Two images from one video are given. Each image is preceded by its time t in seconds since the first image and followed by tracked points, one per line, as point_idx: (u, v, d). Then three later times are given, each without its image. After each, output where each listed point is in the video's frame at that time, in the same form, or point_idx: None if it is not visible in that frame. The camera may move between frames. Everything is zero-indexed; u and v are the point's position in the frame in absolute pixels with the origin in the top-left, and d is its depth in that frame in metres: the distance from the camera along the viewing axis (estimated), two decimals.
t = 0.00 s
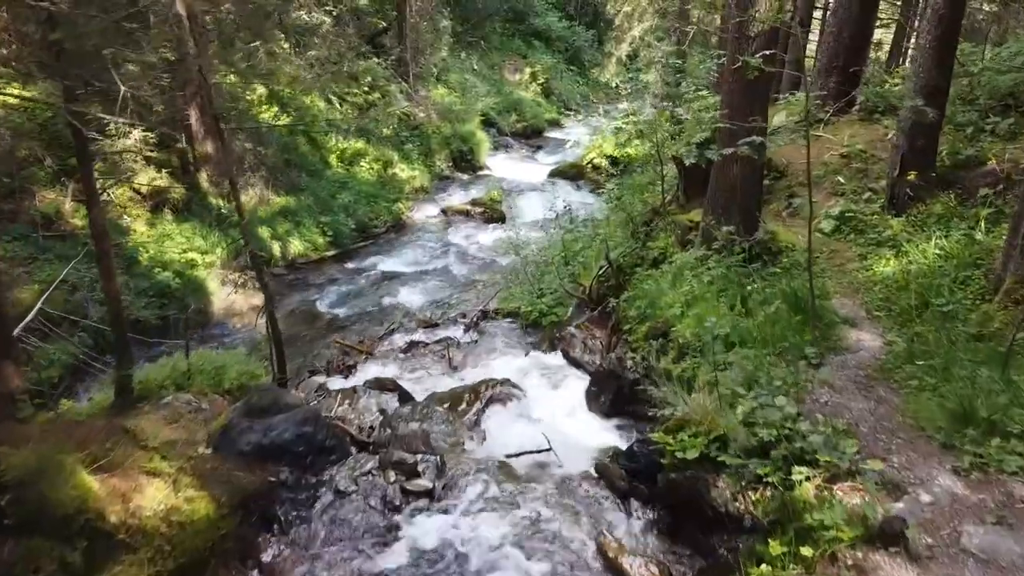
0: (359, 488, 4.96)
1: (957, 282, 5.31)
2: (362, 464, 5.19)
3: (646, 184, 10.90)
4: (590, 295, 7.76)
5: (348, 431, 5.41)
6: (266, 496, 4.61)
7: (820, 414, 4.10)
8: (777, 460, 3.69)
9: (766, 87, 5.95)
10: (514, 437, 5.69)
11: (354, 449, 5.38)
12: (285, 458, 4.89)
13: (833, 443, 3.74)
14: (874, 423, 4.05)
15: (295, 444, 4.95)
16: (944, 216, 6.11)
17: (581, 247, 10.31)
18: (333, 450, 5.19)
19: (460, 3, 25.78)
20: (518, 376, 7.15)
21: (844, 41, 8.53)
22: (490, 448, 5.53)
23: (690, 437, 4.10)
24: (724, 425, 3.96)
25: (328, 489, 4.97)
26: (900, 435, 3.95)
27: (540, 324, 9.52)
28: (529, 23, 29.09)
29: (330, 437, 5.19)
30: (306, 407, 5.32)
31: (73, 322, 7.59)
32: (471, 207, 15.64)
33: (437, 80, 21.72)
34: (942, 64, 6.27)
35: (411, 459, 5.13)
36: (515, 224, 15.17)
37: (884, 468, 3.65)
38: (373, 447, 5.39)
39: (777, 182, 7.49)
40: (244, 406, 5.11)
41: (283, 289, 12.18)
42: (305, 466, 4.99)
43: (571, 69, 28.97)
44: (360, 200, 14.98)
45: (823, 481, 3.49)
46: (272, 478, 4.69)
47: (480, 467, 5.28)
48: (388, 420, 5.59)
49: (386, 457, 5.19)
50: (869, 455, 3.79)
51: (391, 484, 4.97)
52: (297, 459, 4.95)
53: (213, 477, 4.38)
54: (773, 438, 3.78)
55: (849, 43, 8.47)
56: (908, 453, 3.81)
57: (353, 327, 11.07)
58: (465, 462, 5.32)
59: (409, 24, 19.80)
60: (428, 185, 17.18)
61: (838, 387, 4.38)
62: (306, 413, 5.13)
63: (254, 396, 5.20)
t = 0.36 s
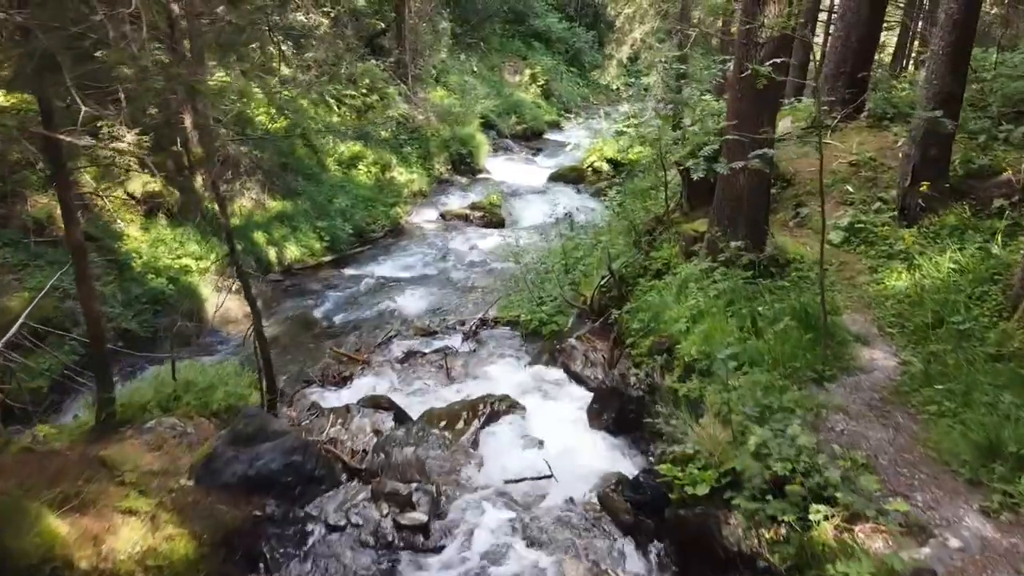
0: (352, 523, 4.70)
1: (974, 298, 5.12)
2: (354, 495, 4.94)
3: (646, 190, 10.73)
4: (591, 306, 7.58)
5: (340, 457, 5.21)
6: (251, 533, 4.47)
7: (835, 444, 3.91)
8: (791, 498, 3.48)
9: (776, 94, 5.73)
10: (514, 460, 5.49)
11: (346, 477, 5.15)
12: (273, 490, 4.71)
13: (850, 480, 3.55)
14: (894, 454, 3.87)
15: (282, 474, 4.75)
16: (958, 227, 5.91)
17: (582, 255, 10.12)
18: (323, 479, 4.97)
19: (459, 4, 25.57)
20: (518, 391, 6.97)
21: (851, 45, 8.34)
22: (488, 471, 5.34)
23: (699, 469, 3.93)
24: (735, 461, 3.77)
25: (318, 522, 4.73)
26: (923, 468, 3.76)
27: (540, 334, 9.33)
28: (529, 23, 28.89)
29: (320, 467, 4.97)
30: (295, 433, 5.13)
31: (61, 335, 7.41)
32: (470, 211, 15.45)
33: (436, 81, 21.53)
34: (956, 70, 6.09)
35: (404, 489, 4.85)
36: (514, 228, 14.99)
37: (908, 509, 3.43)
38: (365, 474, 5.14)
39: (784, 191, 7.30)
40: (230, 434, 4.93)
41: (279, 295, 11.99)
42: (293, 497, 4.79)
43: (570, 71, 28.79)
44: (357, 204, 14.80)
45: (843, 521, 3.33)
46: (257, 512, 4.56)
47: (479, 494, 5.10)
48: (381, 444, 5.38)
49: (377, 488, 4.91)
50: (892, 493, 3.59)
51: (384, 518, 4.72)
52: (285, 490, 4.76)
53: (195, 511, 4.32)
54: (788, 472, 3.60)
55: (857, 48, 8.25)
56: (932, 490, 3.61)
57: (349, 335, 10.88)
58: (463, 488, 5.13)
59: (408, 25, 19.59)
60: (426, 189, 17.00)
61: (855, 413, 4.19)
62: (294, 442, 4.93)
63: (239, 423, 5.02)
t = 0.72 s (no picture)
0: (347, 561, 4.45)
1: (994, 315, 4.93)
2: (350, 529, 4.72)
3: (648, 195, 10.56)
4: (595, 317, 7.41)
5: (336, 485, 5.02)
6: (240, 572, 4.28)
7: (858, 477, 3.71)
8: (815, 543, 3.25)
9: (788, 103, 5.53)
10: (517, 484, 5.31)
11: (342, 509, 4.93)
12: (263, 526, 4.51)
13: (875, 520, 3.36)
14: (921, 489, 3.66)
15: (273, 508, 4.55)
16: (976, 239, 5.72)
17: (584, 262, 9.94)
18: (317, 513, 4.75)
19: (459, 5, 25.39)
20: (520, 406, 6.79)
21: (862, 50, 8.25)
22: (491, 496, 5.16)
23: (716, 506, 3.71)
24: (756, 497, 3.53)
25: (311, 560, 4.48)
26: (953, 507, 3.56)
27: (542, 343, 9.15)
28: (529, 25, 28.71)
29: (313, 498, 4.75)
30: (288, 464, 4.87)
31: (49, 349, 7.19)
32: (470, 215, 15.27)
33: (436, 83, 21.35)
34: (972, 78, 5.94)
35: (403, 525, 4.63)
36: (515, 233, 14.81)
37: (943, 555, 3.20)
38: (362, 505, 4.91)
39: (794, 201, 7.11)
40: (217, 466, 4.73)
41: (276, 302, 11.81)
42: (284, 533, 4.57)
43: (571, 72, 28.63)
44: (356, 208, 14.62)
45: (871, 566, 3.09)
46: (247, 550, 4.36)
47: (481, 521, 4.89)
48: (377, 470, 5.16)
49: (375, 522, 4.70)
50: (923, 535, 3.37)
51: (381, 555, 4.48)
52: (275, 526, 4.54)
53: (179, 549, 4.19)
54: (811, 511, 3.39)
55: (867, 53, 8.16)
56: (965, 532, 3.40)
57: (347, 344, 10.69)
58: (463, 515, 4.91)
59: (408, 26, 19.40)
60: (426, 192, 16.82)
61: (877, 443, 3.99)
62: (285, 473, 4.71)
63: (228, 452, 4.81)
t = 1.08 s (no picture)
0: None
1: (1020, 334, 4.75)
2: (349, 567, 4.46)
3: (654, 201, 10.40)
4: (601, 329, 7.25)
5: (335, 517, 4.81)
6: None
7: (889, 514, 3.52)
8: None
9: (805, 112, 5.32)
10: (524, 509, 5.15)
11: (342, 543, 4.70)
12: (256, 563, 4.27)
13: (913, 566, 3.15)
14: (958, 528, 3.45)
15: (267, 546, 4.29)
16: (997, 253, 5.54)
17: (588, 270, 9.76)
18: (314, 549, 4.48)
19: (460, 6, 25.19)
20: (524, 421, 6.61)
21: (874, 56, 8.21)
22: (497, 523, 4.99)
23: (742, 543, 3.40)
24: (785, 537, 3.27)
25: None
26: (993, 548, 3.34)
27: (545, 354, 8.96)
28: (530, 26, 28.51)
29: (310, 534, 4.48)
30: (284, 496, 4.60)
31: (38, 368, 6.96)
32: (472, 220, 15.09)
33: (436, 85, 21.15)
34: (994, 85, 5.79)
35: (405, 562, 4.33)
36: (517, 238, 14.65)
37: None
38: (363, 540, 4.65)
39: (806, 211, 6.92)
40: (208, 498, 4.49)
41: (274, 309, 11.62)
42: (279, 571, 4.32)
43: (572, 74, 28.48)
44: (355, 212, 14.42)
45: None
46: None
47: (487, 550, 4.70)
48: (378, 498, 4.93)
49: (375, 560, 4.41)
50: None
51: None
52: (269, 564, 4.29)
53: None
54: (842, 555, 3.15)
55: (880, 57, 8.18)
56: None
57: (346, 352, 10.49)
58: (469, 544, 4.72)
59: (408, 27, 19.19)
60: (427, 196, 16.62)
61: (906, 476, 3.78)
62: (280, 508, 4.42)
63: (221, 483, 4.57)
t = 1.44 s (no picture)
0: None
1: None
2: None
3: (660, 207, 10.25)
4: (609, 341, 7.09)
5: (335, 550, 4.61)
6: None
7: (925, 556, 3.32)
8: None
9: (823, 122, 5.12)
10: (534, 535, 4.97)
11: None
12: None
13: None
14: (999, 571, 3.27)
15: None
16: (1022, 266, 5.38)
17: (593, 276, 9.55)
18: None
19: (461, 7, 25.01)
20: (530, 437, 6.43)
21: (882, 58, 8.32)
22: (506, 550, 4.80)
23: None
24: None
25: None
26: None
27: (550, 364, 8.77)
28: (531, 27, 28.37)
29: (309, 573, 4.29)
30: (281, 532, 4.41)
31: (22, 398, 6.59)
32: (474, 224, 14.91)
33: (437, 87, 20.97)
34: (1018, 94, 5.77)
35: None
36: (520, 243, 14.48)
37: None
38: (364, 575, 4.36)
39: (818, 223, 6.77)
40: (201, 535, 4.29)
41: (273, 317, 11.43)
42: None
43: (574, 76, 28.34)
44: (356, 217, 14.23)
45: None
46: None
47: None
48: (380, 530, 4.67)
49: None
50: None
51: None
52: None
53: None
54: None
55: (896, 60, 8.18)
56: None
57: (346, 361, 10.29)
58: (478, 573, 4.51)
59: (409, 29, 19.01)
60: (428, 200, 16.44)
61: (941, 511, 3.60)
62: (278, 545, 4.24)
63: (215, 518, 4.37)
